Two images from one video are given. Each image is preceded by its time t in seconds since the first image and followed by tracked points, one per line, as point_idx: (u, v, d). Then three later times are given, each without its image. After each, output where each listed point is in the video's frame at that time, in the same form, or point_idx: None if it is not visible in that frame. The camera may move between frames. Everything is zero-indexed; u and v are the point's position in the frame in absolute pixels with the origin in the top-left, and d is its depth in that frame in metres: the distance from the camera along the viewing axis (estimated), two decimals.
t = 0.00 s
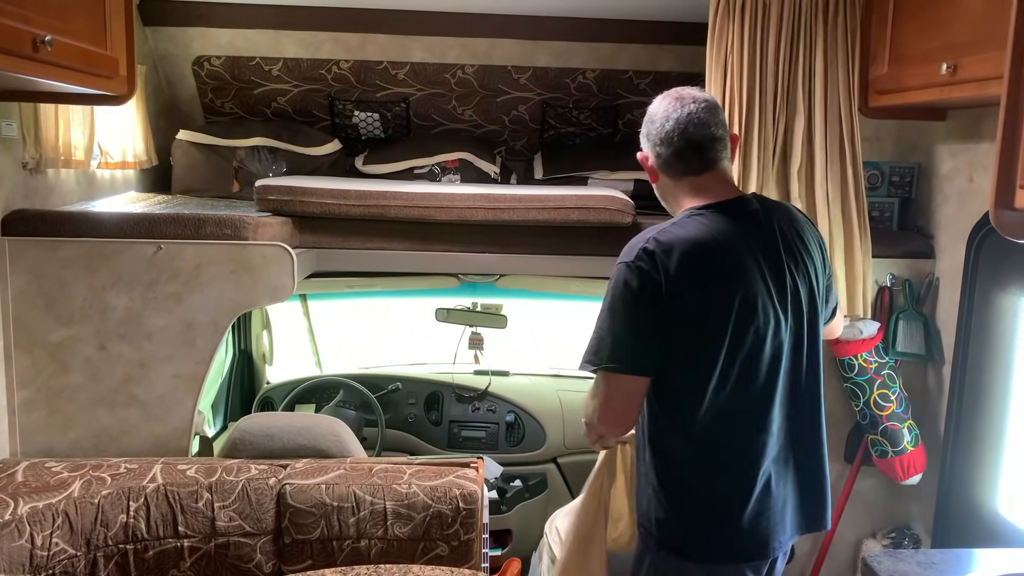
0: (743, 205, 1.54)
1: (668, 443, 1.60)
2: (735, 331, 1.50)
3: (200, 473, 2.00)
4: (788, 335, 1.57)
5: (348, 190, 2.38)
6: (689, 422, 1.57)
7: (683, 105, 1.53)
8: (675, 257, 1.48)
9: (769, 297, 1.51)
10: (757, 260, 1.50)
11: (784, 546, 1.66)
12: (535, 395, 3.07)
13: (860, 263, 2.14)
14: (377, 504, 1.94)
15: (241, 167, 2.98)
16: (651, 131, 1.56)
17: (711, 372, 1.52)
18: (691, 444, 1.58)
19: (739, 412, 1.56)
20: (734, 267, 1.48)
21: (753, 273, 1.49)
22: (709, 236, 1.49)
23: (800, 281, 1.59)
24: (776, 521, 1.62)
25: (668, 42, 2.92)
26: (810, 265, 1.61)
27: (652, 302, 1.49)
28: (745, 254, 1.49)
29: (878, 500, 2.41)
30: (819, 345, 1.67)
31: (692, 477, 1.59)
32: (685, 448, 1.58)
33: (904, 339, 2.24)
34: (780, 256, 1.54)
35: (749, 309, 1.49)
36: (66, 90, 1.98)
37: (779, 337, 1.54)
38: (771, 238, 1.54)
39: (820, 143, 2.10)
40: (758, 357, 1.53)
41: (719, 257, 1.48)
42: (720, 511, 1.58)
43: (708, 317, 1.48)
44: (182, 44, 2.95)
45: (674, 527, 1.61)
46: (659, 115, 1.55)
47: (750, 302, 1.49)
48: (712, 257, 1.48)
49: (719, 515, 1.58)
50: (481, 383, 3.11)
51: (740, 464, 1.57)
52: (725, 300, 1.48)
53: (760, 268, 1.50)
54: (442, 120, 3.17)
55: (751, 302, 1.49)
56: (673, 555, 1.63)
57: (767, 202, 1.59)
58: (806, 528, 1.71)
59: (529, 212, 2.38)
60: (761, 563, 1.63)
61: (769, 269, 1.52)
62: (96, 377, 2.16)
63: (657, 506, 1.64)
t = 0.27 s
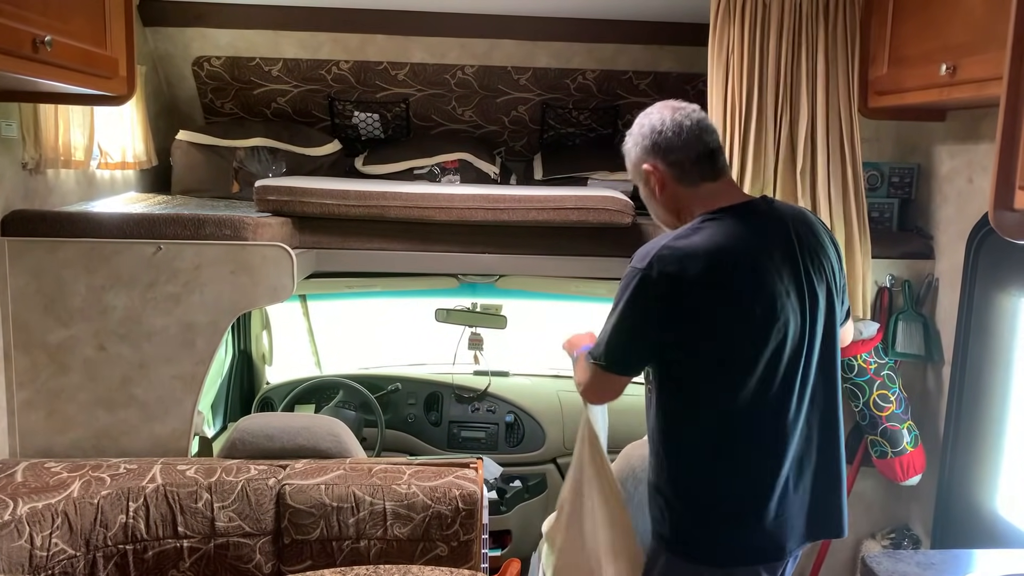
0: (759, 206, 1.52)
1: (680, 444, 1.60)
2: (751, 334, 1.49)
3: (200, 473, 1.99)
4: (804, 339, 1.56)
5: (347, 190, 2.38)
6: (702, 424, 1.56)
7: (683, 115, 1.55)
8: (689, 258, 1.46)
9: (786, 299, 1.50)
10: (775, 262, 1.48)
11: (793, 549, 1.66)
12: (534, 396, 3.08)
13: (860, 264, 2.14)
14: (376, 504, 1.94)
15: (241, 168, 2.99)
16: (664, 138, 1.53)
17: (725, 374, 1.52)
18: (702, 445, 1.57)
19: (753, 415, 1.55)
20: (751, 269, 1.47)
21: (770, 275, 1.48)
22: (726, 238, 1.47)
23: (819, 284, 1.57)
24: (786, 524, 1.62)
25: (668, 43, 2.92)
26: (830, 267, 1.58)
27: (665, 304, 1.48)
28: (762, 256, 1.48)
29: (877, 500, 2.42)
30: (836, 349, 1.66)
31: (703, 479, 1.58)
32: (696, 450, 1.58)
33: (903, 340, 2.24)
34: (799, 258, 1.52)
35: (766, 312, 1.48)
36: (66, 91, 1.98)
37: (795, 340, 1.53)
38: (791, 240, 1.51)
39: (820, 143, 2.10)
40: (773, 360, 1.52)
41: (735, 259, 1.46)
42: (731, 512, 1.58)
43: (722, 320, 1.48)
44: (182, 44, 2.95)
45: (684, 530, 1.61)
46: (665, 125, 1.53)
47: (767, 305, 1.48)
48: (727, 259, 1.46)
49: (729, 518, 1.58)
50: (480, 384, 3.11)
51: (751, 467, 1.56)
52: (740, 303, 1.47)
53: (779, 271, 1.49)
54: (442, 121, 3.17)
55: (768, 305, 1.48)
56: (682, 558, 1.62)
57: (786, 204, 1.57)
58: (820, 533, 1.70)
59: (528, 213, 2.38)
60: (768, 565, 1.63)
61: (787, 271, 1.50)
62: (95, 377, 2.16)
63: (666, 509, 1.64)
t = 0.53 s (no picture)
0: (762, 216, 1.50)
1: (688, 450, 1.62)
2: (757, 344, 1.48)
3: (199, 474, 1.99)
4: (813, 346, 1.54)
5: (347, 191, 2.38)
6: (709, 431, 1.58)
7: (650, 148, 1.54)
8: (692, 271, 1.47)
9: (794, 309, 1.48)
10: (781, 272, 1.46)
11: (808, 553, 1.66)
12: (533, 398, 3.09)
13: (859, 265, 2.14)
14: (375, 505, 1.94)
15: (240, 169, 2.98)
16: (641, 176, 1.50)
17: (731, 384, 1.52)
18: (710, 453, 1.59)
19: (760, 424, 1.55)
20: (755, 281, 1.45)
21: (776, 286, 1.46)
22: (728, 250, 1.47)
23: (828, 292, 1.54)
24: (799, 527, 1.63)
25: (667, 44, 2.92)
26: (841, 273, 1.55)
27: (669, 315, 1.50)
28: (768, 266, 1.46)
29: (877, 501, 2.42)
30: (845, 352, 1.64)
31: (713, 485, 1.60)
32: (704, 457, 1.60)
33: (901, 341, 2.25)
34: (808, 267, 1.48)
35: (772, 322, 1.47)
36: (65, 92, 1.98)
37: (803, 349, 1.52)
38: (799, 249, 1.48)
39: (819, 144, 2.10)
40: (780, 370, 1.51)
41: (739, 270, 1.46)
42: (740, 519, 1.60)
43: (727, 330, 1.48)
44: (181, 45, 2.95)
45: (694, 535, 1.63)
46: (638, 158, 1.52)
47: (773, 316, 1.47)
48: (730, 270, 1.46)
49: (739, 523, 1.60)
50: (480, 385, 3.12)
51: (760, 473, 1.58)
52: (745, 314, 1.47)
53: (785, 281, 1.46)
54: (441, 122, 3.17)
55: (774, 315, 1.46)
56: (692, 563, 1.64)
57: (794, 209, 1.53)
58: (835, 536, 1.69)
59: (528, 214, 2.38)
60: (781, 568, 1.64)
61: (794, 280, 1.47)
62: (95, 378, 2.16)
63: (676, 513, 1.66)
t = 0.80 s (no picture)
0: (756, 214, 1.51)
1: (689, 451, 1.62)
2: (758, 343, 1.48)
3: (199, 475, 1.99)
4: (812, 341, 1.56)
5: (346, 192, 2.38)
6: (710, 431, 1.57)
7: (664, 138, 1.55)
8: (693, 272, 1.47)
9: (792, 306, 1.50)
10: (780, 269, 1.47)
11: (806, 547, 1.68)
12: (533, 398, 3.08)
13: (859, 267, 2.15)
14: (375, 506, 1.94)
15: (241, 169, 2.97)
16: (658, 162, 1.51)
17: (732, 383, 1.52)
18: (711, 453, 1.58)
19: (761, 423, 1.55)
20: (755, 279, 1.46)
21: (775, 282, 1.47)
22: (728, 249, 1.48)
23: (824, 288, 1.56)
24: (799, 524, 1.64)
25: (667, 45, 2.93)
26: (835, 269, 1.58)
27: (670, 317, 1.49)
28: (766, 263, 1.47)
29: (878, 503, 2.42)
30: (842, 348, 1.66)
31: (714, 487, 1.59)
32: (705, 458, 1.59)
33: (901, 342, 2.25)
34: (805, 263, 1.50)
35: (772, 320, 1.48)
36: (65, 92, 1.98)
37: (801, 345, 1.53)
38: (795, 246, 1.50)
39: (820, 145, 2.10)
40: (781, 366, 1.52)
41: (740, 269, 1.46)
42: (742, 518, 1.59)
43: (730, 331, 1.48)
44: (181, 46, 2.95)
45: (696, 537, 1.62)
46: (650, 143, 1.53)
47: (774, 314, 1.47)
48: (731, 269, 1.47)
49: (741, 523, 1.59)
50: (481, 386, 3.12)
51: (762, 472, 1.58)
52: (746, 313, 1.47)
53: (784, 278, 1.47)
54: (441, 123, 3.17)
55: (774, 313, 1.47)
56: (694, 564, 1.64)
57: (788, 208, 1.55)
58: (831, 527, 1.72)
59: (528, 215, 2.39)
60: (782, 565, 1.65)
61: (792, 277, 1.49)
62: (95, 379, 2.16)
63: (677, 515, 1.65)
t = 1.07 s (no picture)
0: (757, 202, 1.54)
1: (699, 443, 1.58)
2: (771, 326, 1.49)
3: (199, 475, 1.99)
4: (813, 329, 1.60)
5: (346, 192, 2.38)
6: (721, 420, 1.55)
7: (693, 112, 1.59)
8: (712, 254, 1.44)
9: (797, 289, 1.53)
10: (787, 255, 1.50)
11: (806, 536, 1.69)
12: (533, 398, 3.08)
13: (860, 267, 2.15)
14: (376, 506, 1.94)
15: (241, 169, 2.98)
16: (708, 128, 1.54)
17: (747, 370, 1.51)
18: (722, 443, 1.56)
19: (771, 408, 1.56)
20: (767, 261, 1.47)
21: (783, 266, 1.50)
22: (741, 232, 1.48)
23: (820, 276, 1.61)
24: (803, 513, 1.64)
25: (667, 45, 2.93)
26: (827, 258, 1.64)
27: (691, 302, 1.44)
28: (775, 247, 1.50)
29: (878, 503, 2.42)
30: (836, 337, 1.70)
31: (726, 477, 1.57)
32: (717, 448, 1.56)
33: (903, 342, 2.23)
34: (804, 249, 1.55)
35: (783, 302, 1.49)
36: (65, 92, 1.98)
37: (805, 328, 1.56)
38: (794, 232, 1.55)
39: (820, 145, 2.10)
40: (790, 353, 1.54)
41: (754, 252, 1.47)
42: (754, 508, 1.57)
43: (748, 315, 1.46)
44: (181, 46, 2.95)
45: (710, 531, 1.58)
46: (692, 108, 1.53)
47: (784, 296, 1.50)
48: (745, 252, 1.46)
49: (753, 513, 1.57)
50: (481, 386, 3.11)
51: (772, 460, 1.57)
52: (761, 295, 1.47)
53: (790, 260, 1.51)
54: (441, 123, 3.17)
55: (785, 295, 1.49)
56: (709, 563, 1.59)
57: (782, 199, 1.61)
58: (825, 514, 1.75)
59: (528, 215, 2.38)
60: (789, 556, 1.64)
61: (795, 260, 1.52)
62: (95, 379, 2.16)
63: (692, 514, 1.60)
